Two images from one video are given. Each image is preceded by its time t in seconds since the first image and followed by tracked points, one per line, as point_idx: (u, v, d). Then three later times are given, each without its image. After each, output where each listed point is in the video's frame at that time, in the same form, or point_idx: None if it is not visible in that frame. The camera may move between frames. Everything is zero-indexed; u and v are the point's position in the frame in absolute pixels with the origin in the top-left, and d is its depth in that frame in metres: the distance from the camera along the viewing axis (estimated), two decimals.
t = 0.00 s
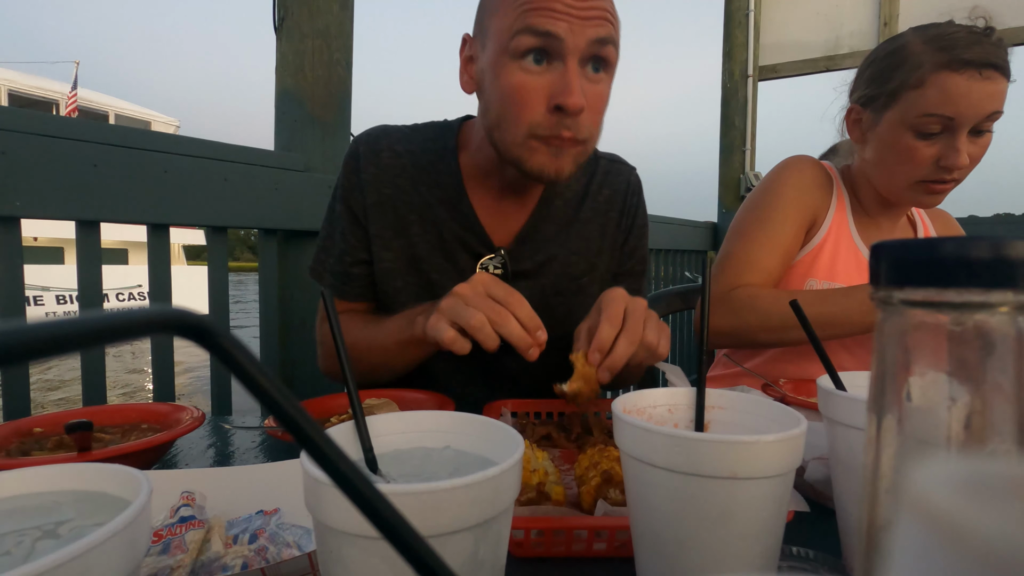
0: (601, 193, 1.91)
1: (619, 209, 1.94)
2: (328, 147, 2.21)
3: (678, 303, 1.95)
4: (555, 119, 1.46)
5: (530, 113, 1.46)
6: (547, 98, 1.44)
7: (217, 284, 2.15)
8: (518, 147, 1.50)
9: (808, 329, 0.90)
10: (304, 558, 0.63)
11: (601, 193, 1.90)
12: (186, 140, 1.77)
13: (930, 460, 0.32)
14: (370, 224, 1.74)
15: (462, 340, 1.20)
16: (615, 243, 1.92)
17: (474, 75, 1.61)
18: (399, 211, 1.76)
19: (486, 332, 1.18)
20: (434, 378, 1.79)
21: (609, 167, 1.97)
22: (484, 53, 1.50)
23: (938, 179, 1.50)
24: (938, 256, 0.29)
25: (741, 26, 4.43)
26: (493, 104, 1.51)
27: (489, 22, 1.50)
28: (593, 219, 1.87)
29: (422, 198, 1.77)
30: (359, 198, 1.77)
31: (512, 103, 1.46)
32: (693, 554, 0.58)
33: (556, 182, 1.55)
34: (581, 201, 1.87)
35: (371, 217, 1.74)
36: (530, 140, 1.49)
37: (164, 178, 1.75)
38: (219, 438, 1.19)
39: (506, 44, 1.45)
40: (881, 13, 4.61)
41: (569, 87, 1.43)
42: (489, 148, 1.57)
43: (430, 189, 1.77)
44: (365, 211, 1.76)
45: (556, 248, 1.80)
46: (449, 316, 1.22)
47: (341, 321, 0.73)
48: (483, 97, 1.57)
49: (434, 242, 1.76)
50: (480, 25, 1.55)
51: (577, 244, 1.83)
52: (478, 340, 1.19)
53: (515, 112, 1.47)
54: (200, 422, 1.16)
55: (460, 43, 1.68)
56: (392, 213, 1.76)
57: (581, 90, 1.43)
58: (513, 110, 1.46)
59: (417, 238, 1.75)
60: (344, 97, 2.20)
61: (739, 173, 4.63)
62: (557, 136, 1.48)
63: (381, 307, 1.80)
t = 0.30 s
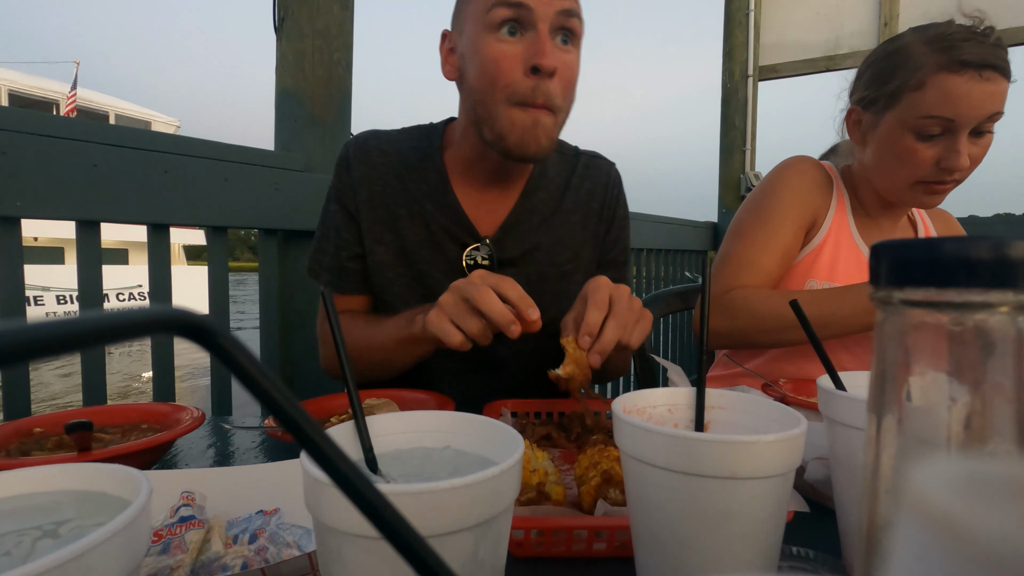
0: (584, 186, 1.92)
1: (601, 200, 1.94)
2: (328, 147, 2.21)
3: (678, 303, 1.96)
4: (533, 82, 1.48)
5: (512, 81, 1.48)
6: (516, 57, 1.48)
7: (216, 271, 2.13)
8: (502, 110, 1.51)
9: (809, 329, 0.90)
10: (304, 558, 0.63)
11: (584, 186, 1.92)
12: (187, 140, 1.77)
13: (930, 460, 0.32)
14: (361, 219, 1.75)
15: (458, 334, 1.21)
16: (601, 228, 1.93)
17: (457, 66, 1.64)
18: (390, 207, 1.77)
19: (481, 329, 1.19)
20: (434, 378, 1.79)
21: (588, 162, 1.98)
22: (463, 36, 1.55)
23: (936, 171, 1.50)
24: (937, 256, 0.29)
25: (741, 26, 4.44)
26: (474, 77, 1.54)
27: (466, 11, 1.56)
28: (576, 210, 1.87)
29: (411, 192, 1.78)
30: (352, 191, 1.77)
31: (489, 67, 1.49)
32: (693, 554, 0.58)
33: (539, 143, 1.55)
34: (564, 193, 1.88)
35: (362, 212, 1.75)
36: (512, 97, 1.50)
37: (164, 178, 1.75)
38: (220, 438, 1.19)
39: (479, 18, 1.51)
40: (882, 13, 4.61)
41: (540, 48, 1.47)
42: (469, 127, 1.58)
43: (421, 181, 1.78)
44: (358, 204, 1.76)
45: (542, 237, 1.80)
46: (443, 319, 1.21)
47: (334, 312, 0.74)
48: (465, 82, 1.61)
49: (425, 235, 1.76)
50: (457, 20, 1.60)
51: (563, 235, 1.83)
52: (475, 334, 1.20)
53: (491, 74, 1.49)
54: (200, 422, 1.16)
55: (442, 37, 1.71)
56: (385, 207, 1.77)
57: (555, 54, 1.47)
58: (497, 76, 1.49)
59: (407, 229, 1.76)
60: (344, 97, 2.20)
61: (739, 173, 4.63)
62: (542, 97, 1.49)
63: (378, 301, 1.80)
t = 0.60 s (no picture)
0: (560, 217, 1.90)
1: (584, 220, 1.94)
2: (328, 147, 2.20)
3: (677, 303, 1.96)
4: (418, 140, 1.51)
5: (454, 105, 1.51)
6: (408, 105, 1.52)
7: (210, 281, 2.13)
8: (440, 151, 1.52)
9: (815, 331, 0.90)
10: (304, 559, 0.63)
11: (559, 217, 1.90)
12: (186, 141, 1.77)
13: (929, 460, 0.32)
14: (353, 234, 1.80)
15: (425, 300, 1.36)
16: (575, 262, 1.90)
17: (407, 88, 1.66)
18: (377, 221, 1.81)
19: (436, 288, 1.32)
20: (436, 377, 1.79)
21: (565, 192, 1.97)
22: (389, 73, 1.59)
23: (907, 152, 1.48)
24: (935, 256, 0.29)
25: (741, 27, 4.45)
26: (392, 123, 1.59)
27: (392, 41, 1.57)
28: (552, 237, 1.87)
29: (399, 206, 1.82)
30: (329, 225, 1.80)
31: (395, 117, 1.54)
32: (692, 555, 0.58)
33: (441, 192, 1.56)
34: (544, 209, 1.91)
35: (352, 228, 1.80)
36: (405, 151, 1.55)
37: (163, 178, 1.75)
38: (219, 438, 1.20)
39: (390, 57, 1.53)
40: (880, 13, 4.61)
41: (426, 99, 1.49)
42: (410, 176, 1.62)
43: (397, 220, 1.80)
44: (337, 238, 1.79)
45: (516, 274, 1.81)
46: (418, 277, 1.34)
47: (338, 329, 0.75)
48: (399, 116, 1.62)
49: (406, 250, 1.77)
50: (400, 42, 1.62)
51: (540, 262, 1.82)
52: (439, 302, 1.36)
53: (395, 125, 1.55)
54: (200, 422, 1.16)
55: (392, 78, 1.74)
56: (370, 228, 1.80)
57: (438, 102, 1.49)
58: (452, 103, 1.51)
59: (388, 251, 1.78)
60: (344, 97, 2.20)
61: (738, 173, 4.64)
62: (455, 134, 1.50)
63: (367, 328, 1.80)
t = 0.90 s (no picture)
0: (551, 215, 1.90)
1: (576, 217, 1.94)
2: (328, 147, 2.20)
3: (677, 303, 1.96)
4: (447, 132, 1.51)
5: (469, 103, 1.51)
6: (434, 97, 1.51)
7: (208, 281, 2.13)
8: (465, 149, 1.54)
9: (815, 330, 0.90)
10: (304, 558, 0.63)
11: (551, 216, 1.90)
12: (186, 141, 1.77)
13: (929, 460, 0.32)
14: (350, 233, 1.79)
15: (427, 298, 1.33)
16: (567, 258, 1.90)
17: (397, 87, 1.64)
18: (373, 220, 1.80)
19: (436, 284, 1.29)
20: (436, 377, 1.79)
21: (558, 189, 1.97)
22: (396, 70, 1.57)
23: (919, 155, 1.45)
24: (935, 256, 0.29)
25: (741, 27, 4.45)
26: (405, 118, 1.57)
27: (401, 38, 1.56)
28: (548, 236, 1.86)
29: (396, 205, 1.82)
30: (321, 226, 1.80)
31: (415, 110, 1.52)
32: (692, 555, 0.58)
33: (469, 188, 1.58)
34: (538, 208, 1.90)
35: (348, 228, 1.79)
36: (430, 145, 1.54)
37: (164, 178, 1.75)
38: (219, 438, 1.20)
39: (411, 49, 1.51)
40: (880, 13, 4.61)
41: (455, 91, 1.50)
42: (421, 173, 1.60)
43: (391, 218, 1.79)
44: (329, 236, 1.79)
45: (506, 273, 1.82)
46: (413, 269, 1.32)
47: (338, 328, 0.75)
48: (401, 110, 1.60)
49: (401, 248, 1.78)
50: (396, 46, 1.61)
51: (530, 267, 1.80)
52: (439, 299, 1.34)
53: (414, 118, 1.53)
54: (200, 423, 1.16)
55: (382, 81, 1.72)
56: (364, 229, 1.79)
57: (467, 93, 1.50)
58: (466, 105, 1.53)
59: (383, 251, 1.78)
60: (344, 97, 2.20)
61: (739, 173, 4.64)
62: (483, 129, 1.52)
63: (365, 328, 1.80)
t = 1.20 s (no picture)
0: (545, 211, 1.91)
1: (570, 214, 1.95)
2: (328, 147, 2.20)
3: (677, 303, 1.96)
4: (516, 118, 1.59)
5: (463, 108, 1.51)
6: (500, 86, 1.57)
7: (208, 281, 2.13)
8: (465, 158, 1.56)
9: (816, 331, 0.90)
10: (304, 558, 0.63)
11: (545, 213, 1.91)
12: (186, 141, 1.77)
13: (929, 460, 0.32)
14: (349, 232, 1.79)
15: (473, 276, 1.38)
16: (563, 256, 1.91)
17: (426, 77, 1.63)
18: (371, 219, 1.80)
19: (486, 258, 1.36)
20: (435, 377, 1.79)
21: (551, 185, 1.98)
22: (445, 62, 1.57)
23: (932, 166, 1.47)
24: (935, 256, 0.29)
25: (741, 26, 4.45)
26: (462, 103, 1.58)
27: (448, 30, 1.58)
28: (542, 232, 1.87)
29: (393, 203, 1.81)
30: (318, 226, 1.80)
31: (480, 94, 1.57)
32: (692, 555, 0.58)
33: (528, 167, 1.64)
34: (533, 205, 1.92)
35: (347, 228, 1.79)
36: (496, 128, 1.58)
37: (163, 178, 1.75)
38: (219, 438, 1.20)
39: (471, 40, 1.55)
40: (880, 13, 4.61)
41: (518, 82, 1.58)
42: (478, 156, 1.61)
43: (389, 216, 1.79)
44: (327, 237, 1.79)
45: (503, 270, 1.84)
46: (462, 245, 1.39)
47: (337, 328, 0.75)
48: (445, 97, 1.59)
49: (399, 247, 1.78)
50: (433, 35, 1.60)
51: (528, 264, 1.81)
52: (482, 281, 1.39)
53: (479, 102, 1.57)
54: (200, 422, 1.16)
55: (397, 72, 1.67)
56: (362, 228, 1.80)
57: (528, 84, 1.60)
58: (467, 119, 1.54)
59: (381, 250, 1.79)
60: (344, 97, 2.20)
61: (739, 173, 4.63)
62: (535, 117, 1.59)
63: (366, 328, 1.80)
